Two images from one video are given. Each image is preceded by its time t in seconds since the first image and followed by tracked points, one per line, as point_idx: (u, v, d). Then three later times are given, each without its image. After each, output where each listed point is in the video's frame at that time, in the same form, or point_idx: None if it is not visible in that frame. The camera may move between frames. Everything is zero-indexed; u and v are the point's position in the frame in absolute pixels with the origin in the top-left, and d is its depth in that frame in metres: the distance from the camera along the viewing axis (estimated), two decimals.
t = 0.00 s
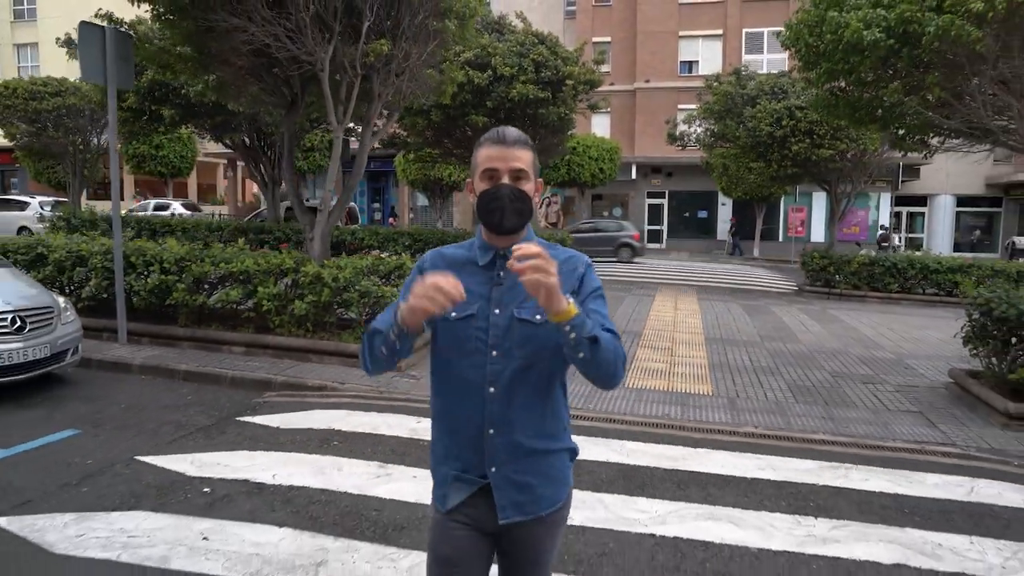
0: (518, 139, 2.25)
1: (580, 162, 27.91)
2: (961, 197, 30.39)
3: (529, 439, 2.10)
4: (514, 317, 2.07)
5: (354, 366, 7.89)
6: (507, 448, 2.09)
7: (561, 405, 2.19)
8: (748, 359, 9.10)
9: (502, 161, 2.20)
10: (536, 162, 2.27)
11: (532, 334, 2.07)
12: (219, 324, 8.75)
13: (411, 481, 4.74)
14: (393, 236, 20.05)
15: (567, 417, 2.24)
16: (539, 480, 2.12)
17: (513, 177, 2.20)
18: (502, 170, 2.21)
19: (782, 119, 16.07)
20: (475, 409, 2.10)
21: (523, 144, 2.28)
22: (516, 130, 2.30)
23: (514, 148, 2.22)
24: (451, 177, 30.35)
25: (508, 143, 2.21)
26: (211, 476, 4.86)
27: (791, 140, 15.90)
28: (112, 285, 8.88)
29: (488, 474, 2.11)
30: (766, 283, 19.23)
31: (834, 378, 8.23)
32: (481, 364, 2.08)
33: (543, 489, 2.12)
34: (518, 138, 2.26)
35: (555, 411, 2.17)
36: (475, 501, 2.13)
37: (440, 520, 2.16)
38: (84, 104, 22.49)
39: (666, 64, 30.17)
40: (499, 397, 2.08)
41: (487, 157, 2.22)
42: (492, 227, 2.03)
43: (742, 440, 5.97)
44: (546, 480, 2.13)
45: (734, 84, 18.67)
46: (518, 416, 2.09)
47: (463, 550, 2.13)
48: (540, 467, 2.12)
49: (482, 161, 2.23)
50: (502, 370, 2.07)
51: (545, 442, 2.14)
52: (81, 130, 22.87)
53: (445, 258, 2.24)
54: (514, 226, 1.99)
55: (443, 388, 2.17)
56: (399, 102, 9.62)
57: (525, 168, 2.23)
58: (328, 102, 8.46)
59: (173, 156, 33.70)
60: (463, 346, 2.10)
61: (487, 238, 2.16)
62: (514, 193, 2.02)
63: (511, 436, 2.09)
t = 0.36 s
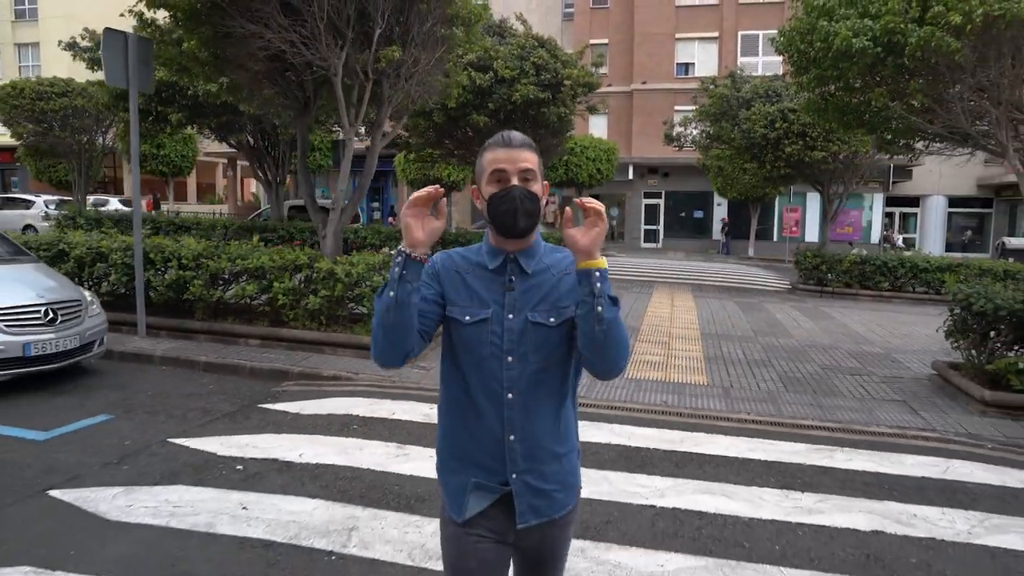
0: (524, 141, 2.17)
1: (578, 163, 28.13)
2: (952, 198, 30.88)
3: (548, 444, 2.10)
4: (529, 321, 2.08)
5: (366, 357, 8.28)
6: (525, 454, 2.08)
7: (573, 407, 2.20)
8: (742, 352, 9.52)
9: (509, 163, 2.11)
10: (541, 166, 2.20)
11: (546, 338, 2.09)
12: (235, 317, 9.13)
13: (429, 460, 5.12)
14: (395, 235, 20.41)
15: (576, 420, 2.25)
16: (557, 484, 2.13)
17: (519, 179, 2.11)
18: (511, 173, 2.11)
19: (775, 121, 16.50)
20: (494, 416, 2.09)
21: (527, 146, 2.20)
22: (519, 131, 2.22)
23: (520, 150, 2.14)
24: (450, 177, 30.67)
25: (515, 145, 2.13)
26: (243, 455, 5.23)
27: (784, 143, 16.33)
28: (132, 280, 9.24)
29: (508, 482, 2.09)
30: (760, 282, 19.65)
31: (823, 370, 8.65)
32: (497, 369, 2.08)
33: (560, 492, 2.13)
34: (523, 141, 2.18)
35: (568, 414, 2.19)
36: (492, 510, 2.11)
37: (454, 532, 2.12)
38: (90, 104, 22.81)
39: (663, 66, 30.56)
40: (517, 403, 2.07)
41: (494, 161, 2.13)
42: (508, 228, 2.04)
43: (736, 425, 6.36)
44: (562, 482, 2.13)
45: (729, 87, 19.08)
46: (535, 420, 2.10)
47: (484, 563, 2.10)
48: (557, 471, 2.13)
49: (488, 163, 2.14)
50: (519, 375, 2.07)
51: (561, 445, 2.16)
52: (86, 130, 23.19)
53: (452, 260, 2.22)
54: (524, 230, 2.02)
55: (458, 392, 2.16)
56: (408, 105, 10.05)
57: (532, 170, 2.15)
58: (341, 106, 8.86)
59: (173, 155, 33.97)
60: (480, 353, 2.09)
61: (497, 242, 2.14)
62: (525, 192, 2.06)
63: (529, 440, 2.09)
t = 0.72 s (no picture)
0: (525, 134, 2.28)
1: (574, 163, 28.42)
2: (943, 198, 31.33)
3: (546, 443, 2.14)
4: (530, 323, 2.12)
5: (376, 351, 8.63)
6: (523, 455, 2.12)
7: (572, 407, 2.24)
8: (736, 347, 9.89)
9: (509, 152, 2.22)
10: (543, 160, 2.30)
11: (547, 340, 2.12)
12: (247, 315, 9.45)
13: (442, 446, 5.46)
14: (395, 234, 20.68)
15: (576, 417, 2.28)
16: (556, 486, 2.14)
17: (519, 167, 2.21)
18: (511, 161, 2.22)
19: (768, 123, 16.89)
20: (492, 416, 2.12)
21: (529, 140, 2.31)
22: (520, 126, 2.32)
23: (522, 142, 2.25)
24: (448, 177, 30.92)
25: (515, 136, 2.24)
26: (266, 443, 5.56)
27: (777, 144, 16.76)
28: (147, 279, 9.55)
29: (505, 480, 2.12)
30: (754, 280, 20.01)
31: (814, 363, 9.03)
32: (497, 372, 2.11)
33: (559, 493, 2.14)
34: (525, 134, 2.28)
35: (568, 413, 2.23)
36: (491, 509, 2.15)
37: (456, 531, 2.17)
38: (93, 105, 23.06)
39: (658, 67, 30.91)
40: (516, 404, 2.11)
41: (496, 152, 2.23)
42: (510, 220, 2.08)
43: (729, 415, 6.73)
44: (561, 482, 2.16)
45: (723, 89, 19.44)
46: (534, 422, 2.13)
47: (482, 557, 2.16)
48: (555, 470, 2.15)
49: (490, 154, 2.24)
50: (518, 377, 2.11)
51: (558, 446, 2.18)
52: (90, 131, 23.43)
53: (448, 259, 2.22)
54: (525, 214, 2.06)
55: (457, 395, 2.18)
56: (414, 110, 10.43)
57: (533, 161, 2.25)
58: (350, 111, 9.24)
59: (172, 156, 34.14)
60: (479, 353, 2.12)
61: (497, 238, 2.19)
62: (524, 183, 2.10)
63: (527, 442, 2.12)
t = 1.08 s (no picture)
0: (533, 137, 2.18)
1: (571, 162, 28.59)
2: (936, 196, 31.75)
3: (539, 455, 2.05)
4: (526, 331, 2.02)
5: (384, 343, 9.00)
6: (515, 467, 2.03)
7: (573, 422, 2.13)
8: (729, 339, 10.28)
9: (514, 156, 2.13)
10: (550, 162, 2.20)
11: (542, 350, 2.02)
12: (259, 310, 9.82)
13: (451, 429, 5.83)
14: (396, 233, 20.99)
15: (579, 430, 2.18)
16: (551, 499, 2.06)
17: (524, 172, 2.12)
18: (515, 165, 2.12)
19: (762, 123, 17.30)
20: (483, 422, 2.06)
21: (538, 142, 2.21)
22: (531, 128, 2.22)
23: (529, 145, 2.15)
24: (447, 177, 31.17)
25: (522, 140, 2.14)
26: (286, 427, 5.93)
27: (770, 144, 17.17)
28: (162, 276, 9.89)
29: (495, 489, 2.05)
30: (749, 277, 20.40)
31: (804, 355, 9.41)
32: (491, 379, 2.03)
33: (552, 506, 2.06)
34: (532, 136, 2.19)
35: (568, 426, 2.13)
36: (482, 517, 2.09)
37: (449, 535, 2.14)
38: (98, 106, 23.36)
39: (655, 67, 31.26)
40: (509, 413, 2.03)
41: (500, 153, 2.15)
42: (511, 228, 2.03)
43: (721, 402, 7.11)
44: (557, 497, 2.07)
45: (718, 90, 19.82)
46: (528, 435, 2.04)
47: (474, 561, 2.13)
48: (550, 484, 2.07)
49: (496, 156, 2.16)
50: (512, 386, 2.02)
51: (554, 460, 2.09)
52: (94, 132, 23.74)
53: (451, 262, 2.16)
54: (529, 221, 2.02)
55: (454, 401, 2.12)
56: (419, 112, 10.83)
57: (539, 166, 2.16)
58: (358, 113, 9.64)
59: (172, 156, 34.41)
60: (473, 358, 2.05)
61: (500, 242, 2.11)
62: (528, 190, 2.06)
63: (520, 453, 2.04)
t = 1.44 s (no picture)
0: (517, 131, 2.13)
1: (570, 162, 28.97)
2: (930, 195, 32.14)
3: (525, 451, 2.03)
4: (509, 329, 2.03)
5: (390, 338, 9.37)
6: (501, 464, 2.01)
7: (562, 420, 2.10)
8: (722, 334, 10.65)
9: (495, 152, 2.10)
10: (534, 157, 2.16)
11: (524, 346, 2.02)
12: (270, 306, 10.18)
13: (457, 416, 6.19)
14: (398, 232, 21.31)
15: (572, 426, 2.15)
16: (539, 499, 2.04)
17: (506, 171, 2.10)
18: (496, 163, 2.10)
19: (756, 124, 17.67)
20: (469, 421, 2.07)
21: (523, 136, 2.17)
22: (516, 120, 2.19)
23: (513, 141, 2.11)
24: (446, 177, 31.47)
25: (506, 135, 2.10)
26: (301, 415, 6.28)
27: (765, 144, 17.64)
28: (174, 274, 10.23)
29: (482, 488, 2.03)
30: (745, 275, 20.77)
31: (794, 348, 9.78)
32: (475, 376, 2.05)
33: (539, 504, 2.04)
34: (516, 130, 2.14)
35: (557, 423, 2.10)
36: (471, 517, 2.07)
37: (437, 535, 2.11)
38: (102, 108, 23.66)
39: (652, 68, 31.62)
40: (493, 411, 2.03)
41: (480, 150, 2.11)
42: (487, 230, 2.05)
43: (713, 392, 7.47)
44: (546, 495, 2.05)
45: (714, 91, 20.18)
46: (511, 436, 2.01)
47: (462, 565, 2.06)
48: (538, 483, 2.04)
49: (478, 152, 2.12)
50: (495, 383, 2.03)
51: (544, 457, 2.06)
52: (99, 134, 24.05)
53: (439, 262, 2.19)
54: (503, 226, 2.02)
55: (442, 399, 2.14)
56: (423, 115, 11.20)
57: (521, 163, 2.11)
58: (364, 117, 10.00)
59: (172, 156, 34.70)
60: (458, 356, 2.08)
61: (481, 240, 2.11)
62: (509, 188, 2.05)
63: (504, 452, 2.02)
